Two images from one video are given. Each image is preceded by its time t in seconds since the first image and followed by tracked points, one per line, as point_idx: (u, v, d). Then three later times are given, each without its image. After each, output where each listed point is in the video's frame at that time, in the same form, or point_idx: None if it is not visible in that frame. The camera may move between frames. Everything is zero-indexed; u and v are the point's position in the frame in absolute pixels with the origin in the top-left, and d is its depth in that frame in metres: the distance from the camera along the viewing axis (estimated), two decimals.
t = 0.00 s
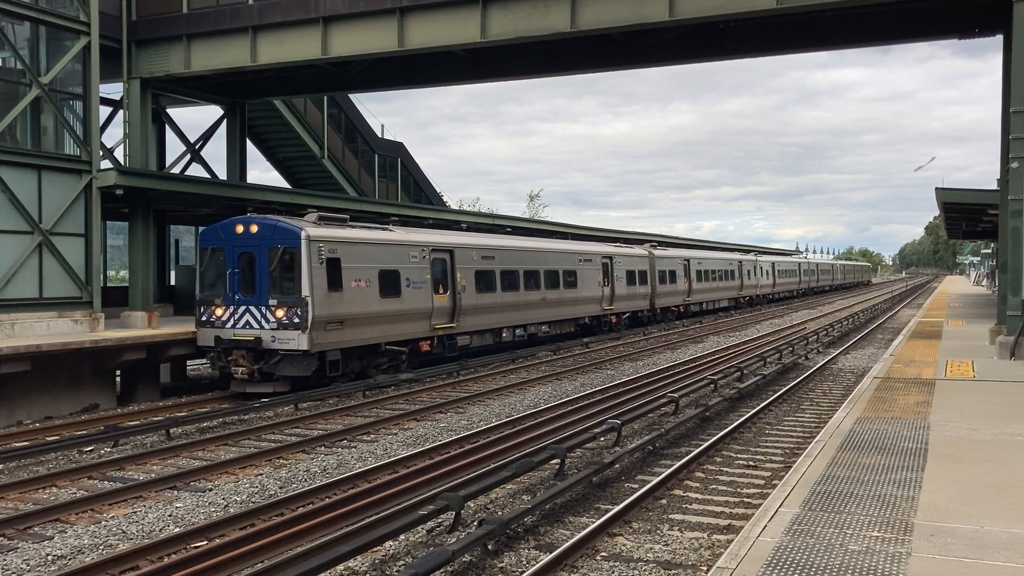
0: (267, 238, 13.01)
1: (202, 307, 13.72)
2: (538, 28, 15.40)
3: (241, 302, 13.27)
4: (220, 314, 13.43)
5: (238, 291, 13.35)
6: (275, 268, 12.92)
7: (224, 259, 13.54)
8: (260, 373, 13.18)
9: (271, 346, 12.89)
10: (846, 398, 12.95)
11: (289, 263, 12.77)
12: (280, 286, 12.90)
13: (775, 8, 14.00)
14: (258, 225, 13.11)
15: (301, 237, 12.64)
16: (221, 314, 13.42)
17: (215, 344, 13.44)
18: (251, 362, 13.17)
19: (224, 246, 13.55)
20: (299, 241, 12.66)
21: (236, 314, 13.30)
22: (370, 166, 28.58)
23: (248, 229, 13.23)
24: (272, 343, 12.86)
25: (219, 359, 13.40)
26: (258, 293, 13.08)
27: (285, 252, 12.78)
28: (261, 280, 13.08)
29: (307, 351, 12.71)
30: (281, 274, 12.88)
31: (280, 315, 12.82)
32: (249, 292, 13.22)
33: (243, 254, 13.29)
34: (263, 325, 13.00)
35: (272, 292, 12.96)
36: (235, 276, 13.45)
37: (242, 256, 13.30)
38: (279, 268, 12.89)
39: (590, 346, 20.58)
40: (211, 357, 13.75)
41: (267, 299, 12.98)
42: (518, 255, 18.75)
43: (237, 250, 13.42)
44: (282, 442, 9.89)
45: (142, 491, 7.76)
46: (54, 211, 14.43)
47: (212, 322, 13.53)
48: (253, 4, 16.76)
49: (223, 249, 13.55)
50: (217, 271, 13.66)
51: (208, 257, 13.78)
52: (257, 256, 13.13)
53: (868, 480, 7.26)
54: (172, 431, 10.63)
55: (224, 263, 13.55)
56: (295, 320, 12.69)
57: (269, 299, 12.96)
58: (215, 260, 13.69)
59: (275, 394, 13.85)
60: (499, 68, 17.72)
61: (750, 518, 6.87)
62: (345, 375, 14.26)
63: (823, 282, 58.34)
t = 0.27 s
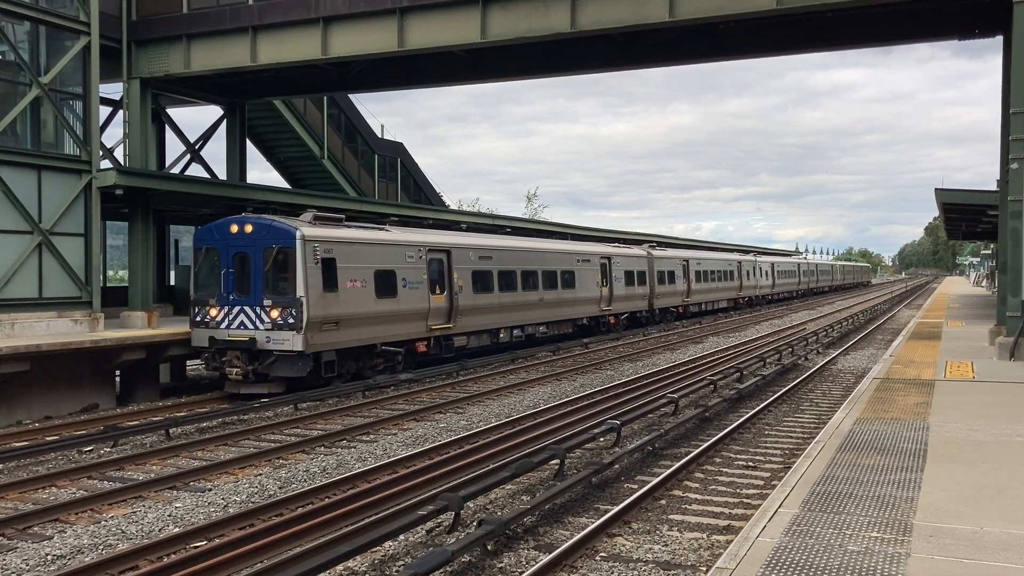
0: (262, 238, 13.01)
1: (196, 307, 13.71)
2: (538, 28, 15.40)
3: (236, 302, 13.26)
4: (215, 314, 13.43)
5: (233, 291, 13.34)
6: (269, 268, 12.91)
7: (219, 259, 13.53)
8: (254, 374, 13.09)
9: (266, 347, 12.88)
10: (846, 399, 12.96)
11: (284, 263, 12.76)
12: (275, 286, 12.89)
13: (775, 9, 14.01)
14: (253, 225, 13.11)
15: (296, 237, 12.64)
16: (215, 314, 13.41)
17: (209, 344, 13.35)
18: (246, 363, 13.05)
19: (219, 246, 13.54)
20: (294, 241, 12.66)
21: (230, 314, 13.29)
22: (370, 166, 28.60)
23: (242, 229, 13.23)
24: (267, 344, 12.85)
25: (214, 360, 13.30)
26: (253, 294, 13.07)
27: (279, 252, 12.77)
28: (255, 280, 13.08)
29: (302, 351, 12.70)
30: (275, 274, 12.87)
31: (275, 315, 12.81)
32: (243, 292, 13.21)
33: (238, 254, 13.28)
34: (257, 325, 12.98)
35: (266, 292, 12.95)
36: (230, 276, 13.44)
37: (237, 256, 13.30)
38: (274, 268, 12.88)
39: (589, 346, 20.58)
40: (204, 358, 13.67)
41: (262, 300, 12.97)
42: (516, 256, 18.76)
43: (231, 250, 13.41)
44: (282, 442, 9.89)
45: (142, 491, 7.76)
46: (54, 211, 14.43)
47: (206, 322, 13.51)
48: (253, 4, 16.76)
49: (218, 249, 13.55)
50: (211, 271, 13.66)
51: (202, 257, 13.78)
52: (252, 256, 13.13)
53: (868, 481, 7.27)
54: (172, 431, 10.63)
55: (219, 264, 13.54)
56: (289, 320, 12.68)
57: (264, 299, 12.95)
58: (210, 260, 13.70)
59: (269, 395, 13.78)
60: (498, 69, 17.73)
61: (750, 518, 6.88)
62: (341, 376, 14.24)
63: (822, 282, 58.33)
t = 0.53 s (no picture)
0: (255, 237, 12.98)
1: (189, 307, 13.72)
2: (538, 29, 15.39)
3: (228, 302, 13.25)
4: (207, 314, 13.42)
5: (225, 291, 13.33)
6: (262, 268, 12.89)
7: (211, 258, 13.52)
8: (246, 375, 13.12)
9: (258, 348, 12.86)
10: (844, 399, 12.98)
11: (277, 263, 12.73)
12: (267, 286, 12.87)
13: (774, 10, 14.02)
14: (245, 224, 13.09)
15: (289, 236, 12.59)
16: (208, 315, 13.40)
17: (201, 345, 13.44)
18: (238, 363, 13.10)
19: (212, 246, 13.53)
20: (286, 241, 12.61)
21: (223, 314, 13.28)
22: (368, 166, 28.62)
23: (235, 228, 13.21)
24: (259, 345, 12.82)
25: (206, 360, 13.41)
26: (246, 294, 13.05)
27: (272, 251, 12.73)
28: (248, 280, 13.06)
29: (294, 352, 12.65)
30: (268, 274, 12.85)
31: (268, 316, 12.79)
32: (236, 292, 13.20)
33: (231, 254, 13.27)
34: (250, 325, 12.96)
35: (259, 292, 12.93)
36: (222, 276, 13.43)
37: (230, 256, 13.29)
38: (266, 267, 12.85)
39: (588, 346, 20.59)
40: (198, 358, 13.75)
41: (254, 300, 12.95)
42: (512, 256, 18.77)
43: (224, 249, 13.40)
44: (280, 442, 9.88)
45: (140, 491, 7.76)
46: (53, 210, 14.42)
47: (199, 322, 13.52)
48: (253, 4, 16.75)
49: (210, 249, 13.54)
50: (204, 271, 13.66)
51: (195, 257, 13.78)
52: (245, 256, 13.11)
53: (866, 482, 7.27)
54: (170, 430, 10.63)
55: (212, 263, 13.53)
56: (282, 320, 12.65)
57: (256, 299, 12.92)
58: (203, 260, 13.69)
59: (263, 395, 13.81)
60: (498, 69, 17.74)
61: (748, 519, 6.89)
62: (336, 377, 14.22)
63: (820, 283, 58.34)
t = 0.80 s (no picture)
0: (246, 236, 12.93)
1: (179, 307, 13.62)
2: (537, 29, 15.39)
3: (219, 302, 13.19)
4: (198, 314, 13.34)
5: (216, 291, 13.26)
6: (254, 267, 12.83)
7: (202, 258, 13.44)
8: (237, 376, 13.07)
9: (249, 348, 12.82)
10: (842, 400, 13.00)
11: (268, 262, 12.68)
12: (259, 286, 12.81)
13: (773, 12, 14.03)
14: (237, 223, 13.02)
15: (281, 236, 12.55)
16: (198, 315, 13.32)
17: (192, 345, 13.36)
18: (229, 364, 13.05)
19: (203, 245, 13.45)
20: (278, 240, 12.57)
21: (214, 314, 13.21)
22: (368, 166, 28.62)
23: (226, 228, 13.14)
24: (251, 345, 12.79)
25: (197, 360, 13.35)
26: (237, 294, 12.99)
27: (264, 250, 12.69)
28: (239, 279, 13.00)
29: (286, 352, 12.63)
30: (260, 274, 12.79)
31: (259, 316, 12.73)
32: (227, 292, 13.13)
33: (222, 253, 13.20)
34: (241, 325, 12.92)
35: (250, 292, 12.87)
36: (213, 275, 13.35)
37: (221, 255, 13.22)
38: (258, 267, 12.81)
39: (587, 347, 20.60)
40: (189, 358, 13.74)
41: (246, 300, 12.89)
42: (509, 256, 18.78)
43: (215, 249, 13.32)
44: (279, 442, 9.89)
45: (138, 490, 7.77)
46: (51, 209, 14.42)
47: (189, 322, 13.44)
48: (252, 3, 16.75)
49: (201, 248, 13.46)
50: (194, 271, 13.57)
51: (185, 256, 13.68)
52: (236, 255, 13.04)
53: (864, 483, 7.29)
54: (169, 430, 10.63)
55: (202, 263, 13.45)
56: (274, 321, 12.60)
57: (248, 299, 12.88)
58: (192, 259, 13.56)
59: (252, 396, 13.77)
60: (497, 69, 17.75)
61: (746, 520, 6.90)
62: (328, 377, 14.20)
63: (819, 284, 58.35)
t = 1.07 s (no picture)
0: (238, 236, 12.78)
1: (170, 307, 13.51)
2: (538, 29, 15.38)
3: (210, 302, 13.06)
4: (188, 314, 13.20)
5: (207, 290, 13.13)
6: (245, 266, 12.69)
7: (193, 257, 13.30)
8: (228, 377, 12.90)
9: (240, 349, 12.65)
10: (842, 401, 12.98)
11: (260, 262, 12.53)
12: (250, 286, 12.67)
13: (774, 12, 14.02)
14: (228, 222, 12.88)
15: (272, 234, 12.41)
16: (189, 314, 13.18)
17: (182, 345, 13.23)
18: (220, 365, 12.88)
19: (194, 244, 13.32)
20: (269, 239, 12.42)
21: (204, 315, 13.08)
22: (368, 166, 28.61)
23: (218, 226, 13.01)
24: (241, 346, 12.61)
25: (187, 360, 13.23)
26: (228, 293, 12.85)
27: (255, 249, 12.55)
28: (230, 279, 12.86)
29: (277, 353, 12.46)
30: (251, 273, 12.65)
31: (250, 316, 12.59)
32: (218, 291, 13.00)
33: (213, 252, 13.07)
34: (232, 326, 12.77)
35: (241, 292, 12.73)
36: (204, 275, 13.24)
37: (212, 254, 13.08)
38: (249, 266, 12.66)
39: (587, 347, 20.60)
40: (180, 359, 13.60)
41: (237, 300, 12.75)
42: (507, 256, 18.75)
43: (206, 248, 13.18)
44: (279, 442, 9.89)
45: (137, 490, 7.75)
46: (51, 208, 14.41)
47: (180, 322, 13.31)
48: (252, 3, 16.74)
49: (192, 247, 13.33)
50: (185, 271, 13.43)
51: (176, 255, 13.55)
52: (227, 254, 12.91)
53: (864, 483, 7.28)
54: (168, 430, 10.62)
55: (193, 262, 13.31)
56: (265, 321, 12.46)
57: (239, 299, 12.73)
58: (184, 258, 13.48)
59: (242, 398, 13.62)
60: (497, 69, 17.74)
61: (745, 520, 6.89)
62: (320, 378, 14.03)
63: (818, 284, 58.37)
